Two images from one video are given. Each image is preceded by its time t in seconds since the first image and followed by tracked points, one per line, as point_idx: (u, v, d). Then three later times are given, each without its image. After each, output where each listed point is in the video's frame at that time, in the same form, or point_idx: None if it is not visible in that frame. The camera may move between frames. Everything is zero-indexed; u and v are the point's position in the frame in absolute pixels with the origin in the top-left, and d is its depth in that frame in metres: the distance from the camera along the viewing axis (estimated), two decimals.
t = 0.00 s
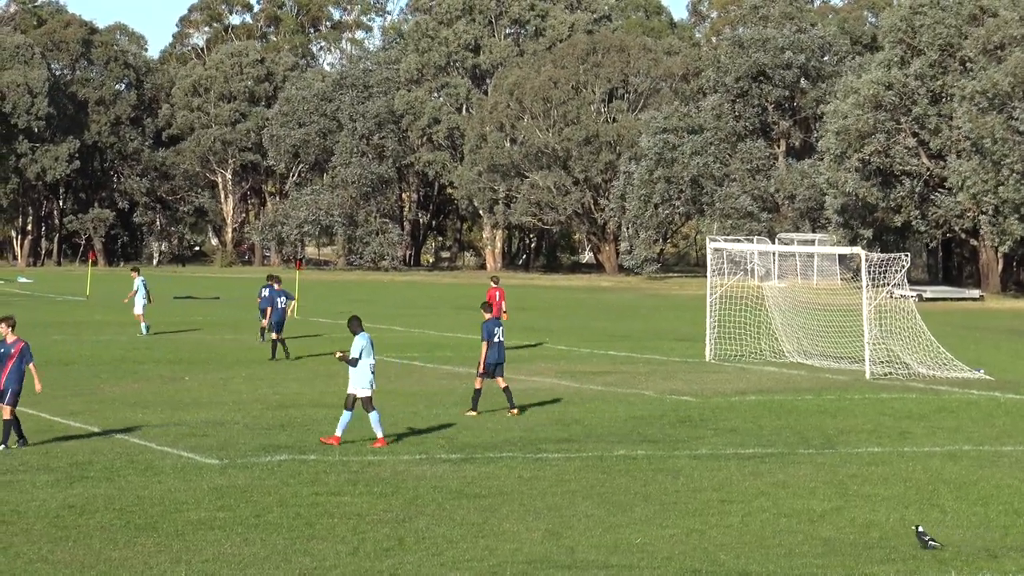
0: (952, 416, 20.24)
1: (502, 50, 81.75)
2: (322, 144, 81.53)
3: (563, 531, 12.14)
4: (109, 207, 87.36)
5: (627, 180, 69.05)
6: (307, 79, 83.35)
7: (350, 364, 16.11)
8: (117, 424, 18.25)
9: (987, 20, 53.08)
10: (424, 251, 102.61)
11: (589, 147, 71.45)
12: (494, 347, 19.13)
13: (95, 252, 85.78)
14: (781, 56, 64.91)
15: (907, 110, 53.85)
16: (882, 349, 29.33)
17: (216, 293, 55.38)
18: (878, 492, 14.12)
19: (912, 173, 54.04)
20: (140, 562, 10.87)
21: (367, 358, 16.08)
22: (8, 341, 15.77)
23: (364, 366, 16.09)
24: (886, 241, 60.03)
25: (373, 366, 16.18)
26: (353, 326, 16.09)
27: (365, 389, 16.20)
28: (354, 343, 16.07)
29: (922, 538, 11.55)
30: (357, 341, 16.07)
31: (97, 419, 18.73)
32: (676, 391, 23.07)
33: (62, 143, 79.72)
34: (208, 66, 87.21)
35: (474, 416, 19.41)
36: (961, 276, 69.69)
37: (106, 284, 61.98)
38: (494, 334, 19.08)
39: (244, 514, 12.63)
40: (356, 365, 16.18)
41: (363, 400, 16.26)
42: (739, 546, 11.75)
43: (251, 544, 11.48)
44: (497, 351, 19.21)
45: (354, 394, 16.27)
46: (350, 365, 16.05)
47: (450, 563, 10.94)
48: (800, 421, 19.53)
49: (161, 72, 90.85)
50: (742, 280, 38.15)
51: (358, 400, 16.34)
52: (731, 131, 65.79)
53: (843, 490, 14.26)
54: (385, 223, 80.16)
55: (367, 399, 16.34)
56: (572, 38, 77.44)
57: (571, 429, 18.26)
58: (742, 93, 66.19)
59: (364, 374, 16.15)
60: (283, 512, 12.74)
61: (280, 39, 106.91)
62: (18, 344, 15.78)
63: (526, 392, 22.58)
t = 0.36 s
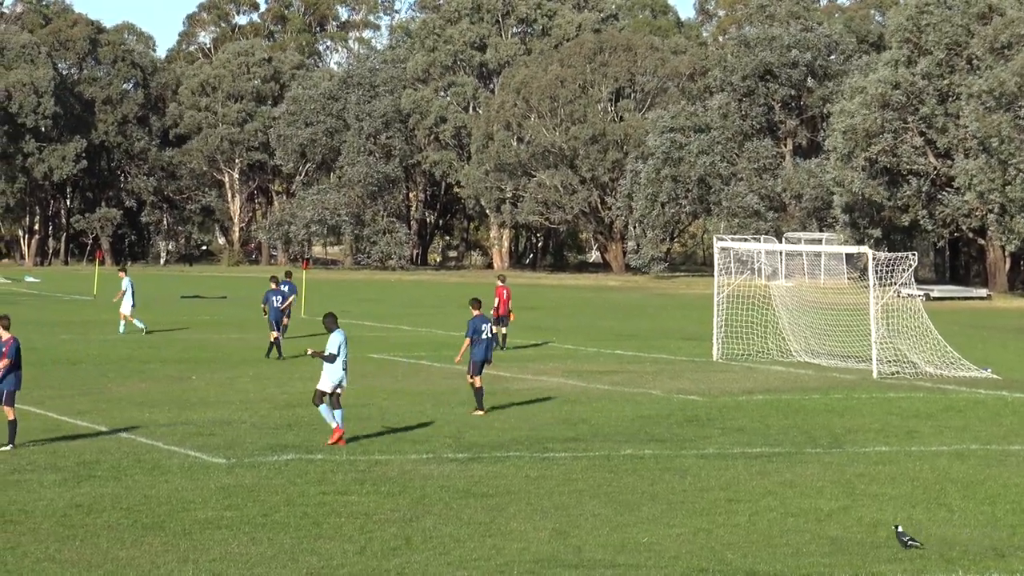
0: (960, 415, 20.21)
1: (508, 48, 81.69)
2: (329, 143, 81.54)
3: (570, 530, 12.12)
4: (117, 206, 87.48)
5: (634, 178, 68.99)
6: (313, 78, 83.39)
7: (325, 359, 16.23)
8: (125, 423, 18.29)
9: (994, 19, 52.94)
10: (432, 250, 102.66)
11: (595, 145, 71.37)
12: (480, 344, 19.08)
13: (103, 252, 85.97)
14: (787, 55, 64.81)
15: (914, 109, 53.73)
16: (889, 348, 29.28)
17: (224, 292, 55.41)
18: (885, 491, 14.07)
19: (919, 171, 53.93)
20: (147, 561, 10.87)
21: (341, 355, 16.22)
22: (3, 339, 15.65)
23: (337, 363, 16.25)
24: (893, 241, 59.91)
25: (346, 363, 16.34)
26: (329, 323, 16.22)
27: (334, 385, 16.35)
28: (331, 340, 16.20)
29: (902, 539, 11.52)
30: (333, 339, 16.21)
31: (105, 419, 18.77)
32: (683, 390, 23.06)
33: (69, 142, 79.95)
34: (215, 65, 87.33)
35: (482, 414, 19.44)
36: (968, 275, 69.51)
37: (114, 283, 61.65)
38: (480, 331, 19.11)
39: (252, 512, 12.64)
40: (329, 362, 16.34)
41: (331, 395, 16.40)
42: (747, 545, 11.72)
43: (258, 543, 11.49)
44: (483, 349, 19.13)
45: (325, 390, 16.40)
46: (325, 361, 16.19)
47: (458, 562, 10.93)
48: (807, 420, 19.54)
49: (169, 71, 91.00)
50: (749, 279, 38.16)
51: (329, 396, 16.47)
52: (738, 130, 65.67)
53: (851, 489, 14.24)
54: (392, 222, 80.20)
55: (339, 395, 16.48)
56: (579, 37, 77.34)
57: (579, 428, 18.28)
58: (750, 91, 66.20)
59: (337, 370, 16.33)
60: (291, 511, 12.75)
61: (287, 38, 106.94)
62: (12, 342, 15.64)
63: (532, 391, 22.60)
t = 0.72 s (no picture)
0: (967, 414, 20.21)
1: (515, 47, 81.78)
2: (337, 143, 81.55)
3: (577, 529, 12.12)
4: (124, 206, 87.49)
5: (641, 177, 68.95)
6: (320, 78, 83.35)
7: (298, 362, 16.02)
8: (133, 422, 18.32)
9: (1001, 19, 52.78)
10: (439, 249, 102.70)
11: (602, 145, 71.33)
12: (468, 345, 19.16)
13: (110, 251, 86.07)
14: (794, 54, 64.74)
15: (922, 108, 53.60)
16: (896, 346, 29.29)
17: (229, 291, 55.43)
18: (892, 491, 14.06)
19: (926, 170, 53.82)
20: (154, 560, 10.88)
21: (315, 359, 15.96)
22: None
23: (310, 367, 16.00)
24: (901, 241, 59.82)
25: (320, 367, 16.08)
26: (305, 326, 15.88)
27: (306, 387, 16.13)
28: (305, 343, 15.95)
29: (902, 538, 11.57)
30: (307, 342, 15.94)
31: (113, 417, 18.82)
32: (690, 389, 23.09)
33: (76, 141, 79.98)
34: (223, 65, 87.39)
35: (490, 413, 19.45)
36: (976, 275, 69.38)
37: (122, 283, 60.98)
38: (469, 332, 19.14)
39: (259, 512, 12.65)
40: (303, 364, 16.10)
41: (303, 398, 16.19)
42: (754, 544, 11.70)
43: (265, 542, 11.50)
44: (470, 350, 19.23)
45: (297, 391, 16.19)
46: (299, 363, 15.96)
47: (464, 561, 10.93)
48: (814, 419, 19.54)
49: (176, 70, 91.09)
50: (756, 278, 38.15)
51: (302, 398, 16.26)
52: (745, 130, 65.68)
53: (858, 488, 14.23)
54: (399, 221, 80.23)
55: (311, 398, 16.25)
56: (586, 36, 77.30)
57: (587, 426, 18.30)
58: (756, 91, 66.13)
59: (309, 373, 16.08)
60: (298, 510, 12.76)
61: (295, 37, 107.09)
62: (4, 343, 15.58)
63: (539, 390, 22.61)
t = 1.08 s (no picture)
0: (975, 414, 20.14)
1: (521, 46, 81.79)
2: (344, 142, 81.47)
3: (584, 529, 12.09)
4: (130, 205, 87.51)
5: (648, 177, 68.87)
6: (327, 77, 83.30)
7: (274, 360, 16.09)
8: (139, 422, 18.28)
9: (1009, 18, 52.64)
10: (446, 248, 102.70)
11: (609, 144, 71.25)
12: (457, 340, 19.27)
13: (117, 251, 86.11)
14: (801, 54, 64.67)
15: (929, 107, 53.45)
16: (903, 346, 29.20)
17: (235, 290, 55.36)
18: (900, 491, 14.00)
19: (933, 169, 53.69)
20: (161, 559, 10.87)
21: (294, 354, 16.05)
22: None
23: (290, 363, 16.07)
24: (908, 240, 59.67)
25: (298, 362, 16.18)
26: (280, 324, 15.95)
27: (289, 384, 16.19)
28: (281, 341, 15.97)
29: (909, 537, 11.50)
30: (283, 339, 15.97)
31: (119, 417, 18.79)
32: (697, 388, 23.05)
33: (82, 140, 80.02)
34: (230, 65, 87.43)
35: (496, 413, 19.41)
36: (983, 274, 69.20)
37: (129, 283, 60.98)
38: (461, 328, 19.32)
39: (265, 511, 12.63)
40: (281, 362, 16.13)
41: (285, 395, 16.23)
42: (761, 544, 11.67)
43: (272, 542, 11.47)
44: (459, 346, 19.33)
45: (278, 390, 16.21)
46: (276, 362, 15.98)
47: (471, 561, 10.90)
48: (822, 418, 19.47)
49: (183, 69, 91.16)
50: (763, 277, 38.07)
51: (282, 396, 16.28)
52: (752, 129, 65.36)
53: (865, 488, 14.19)
54: (406, 220, 80.19)
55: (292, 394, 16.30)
56: (592, 36, 77.23)
57: (593, 426, 18.26)
58: (763, 90, 66.08)
59: (289, 370, 16.13)
60: (305, 509, 12.73)
61: (301, 35, 107.13)
62: None
63: (546, 390, 22.55)
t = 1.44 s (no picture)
0: (982, 413, 20.10)
1: (529, 46, 81.80)
2: (352, 141, 81.45)
3: (591, 528, 12.09)
4: (138, 205, 87.59)
5: (656, 177, 68.77)
6: (336, 77, 83.32)
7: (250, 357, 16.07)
8: (146, 421, 18.29)
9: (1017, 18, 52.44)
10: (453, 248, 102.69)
11: (616, 143, 71.21)
12: (442, 344, 19.25)
13: (124, 250, 86.26)
14: (809, 53, 64.68)
15: (937, 107, 53.37)
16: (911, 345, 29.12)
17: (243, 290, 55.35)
18: (907, 490, 13.98)
19: (941, 169, 53.60)
20: (169, 559, 10.89)
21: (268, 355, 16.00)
22: None
23: (264, 363, 16.02)
24: (916, 240, 59.56)
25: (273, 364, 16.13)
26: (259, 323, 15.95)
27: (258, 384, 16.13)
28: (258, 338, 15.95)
29: (916, 537, 11.46)
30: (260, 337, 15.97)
31: (127, 416, 18.81)
32: (704, 388, 23.02)
33: (90, 140, 80.14)
34: (237, 65, 87.56)
35: (503, 413, 19.39)
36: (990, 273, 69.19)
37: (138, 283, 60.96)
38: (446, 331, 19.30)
39: (273, 511, 12.64)
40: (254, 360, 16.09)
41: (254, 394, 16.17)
42: (769, 543, 11.66)
43: (280, 541, 11.48)
44: (444, 348, 19.30)
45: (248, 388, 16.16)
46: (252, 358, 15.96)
47: (479, 560, 10.90)
48: (830, 418, 19.43)
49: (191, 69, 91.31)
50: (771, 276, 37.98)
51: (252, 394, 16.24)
52: (760, 128, 65.38)
53: (872, 487, 14.17)
54: (413, 220, 80.23)
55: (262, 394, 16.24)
56: (600, 36, 77.21)
57: (600, 426, 18.24)
58: (771, 90, 66.02)
59: (262, 370, 16.07)
60: (312, 509, 12.75)
61: (309, 35, 107.25)
62: None
63: (553, 389, 22.53)
